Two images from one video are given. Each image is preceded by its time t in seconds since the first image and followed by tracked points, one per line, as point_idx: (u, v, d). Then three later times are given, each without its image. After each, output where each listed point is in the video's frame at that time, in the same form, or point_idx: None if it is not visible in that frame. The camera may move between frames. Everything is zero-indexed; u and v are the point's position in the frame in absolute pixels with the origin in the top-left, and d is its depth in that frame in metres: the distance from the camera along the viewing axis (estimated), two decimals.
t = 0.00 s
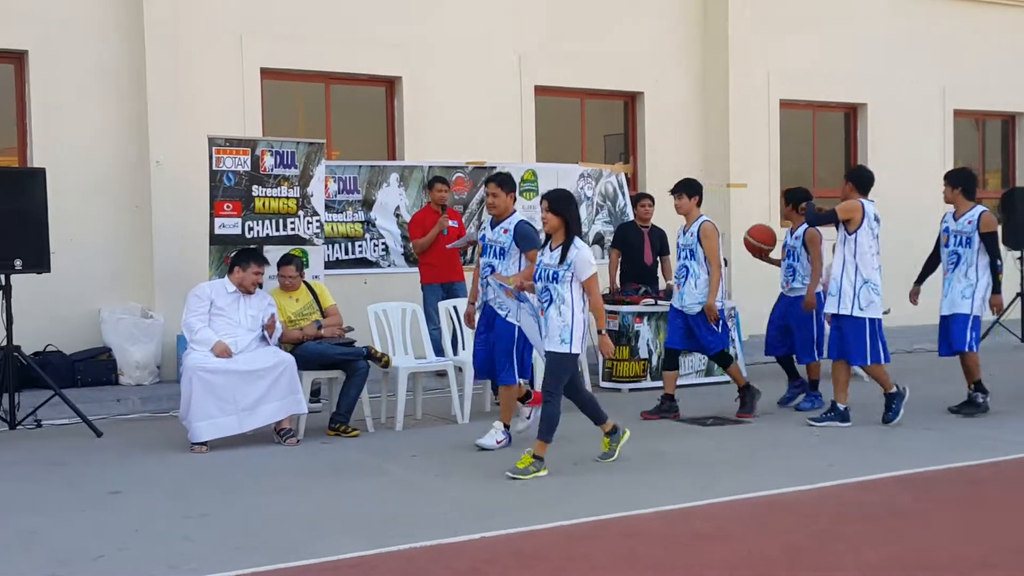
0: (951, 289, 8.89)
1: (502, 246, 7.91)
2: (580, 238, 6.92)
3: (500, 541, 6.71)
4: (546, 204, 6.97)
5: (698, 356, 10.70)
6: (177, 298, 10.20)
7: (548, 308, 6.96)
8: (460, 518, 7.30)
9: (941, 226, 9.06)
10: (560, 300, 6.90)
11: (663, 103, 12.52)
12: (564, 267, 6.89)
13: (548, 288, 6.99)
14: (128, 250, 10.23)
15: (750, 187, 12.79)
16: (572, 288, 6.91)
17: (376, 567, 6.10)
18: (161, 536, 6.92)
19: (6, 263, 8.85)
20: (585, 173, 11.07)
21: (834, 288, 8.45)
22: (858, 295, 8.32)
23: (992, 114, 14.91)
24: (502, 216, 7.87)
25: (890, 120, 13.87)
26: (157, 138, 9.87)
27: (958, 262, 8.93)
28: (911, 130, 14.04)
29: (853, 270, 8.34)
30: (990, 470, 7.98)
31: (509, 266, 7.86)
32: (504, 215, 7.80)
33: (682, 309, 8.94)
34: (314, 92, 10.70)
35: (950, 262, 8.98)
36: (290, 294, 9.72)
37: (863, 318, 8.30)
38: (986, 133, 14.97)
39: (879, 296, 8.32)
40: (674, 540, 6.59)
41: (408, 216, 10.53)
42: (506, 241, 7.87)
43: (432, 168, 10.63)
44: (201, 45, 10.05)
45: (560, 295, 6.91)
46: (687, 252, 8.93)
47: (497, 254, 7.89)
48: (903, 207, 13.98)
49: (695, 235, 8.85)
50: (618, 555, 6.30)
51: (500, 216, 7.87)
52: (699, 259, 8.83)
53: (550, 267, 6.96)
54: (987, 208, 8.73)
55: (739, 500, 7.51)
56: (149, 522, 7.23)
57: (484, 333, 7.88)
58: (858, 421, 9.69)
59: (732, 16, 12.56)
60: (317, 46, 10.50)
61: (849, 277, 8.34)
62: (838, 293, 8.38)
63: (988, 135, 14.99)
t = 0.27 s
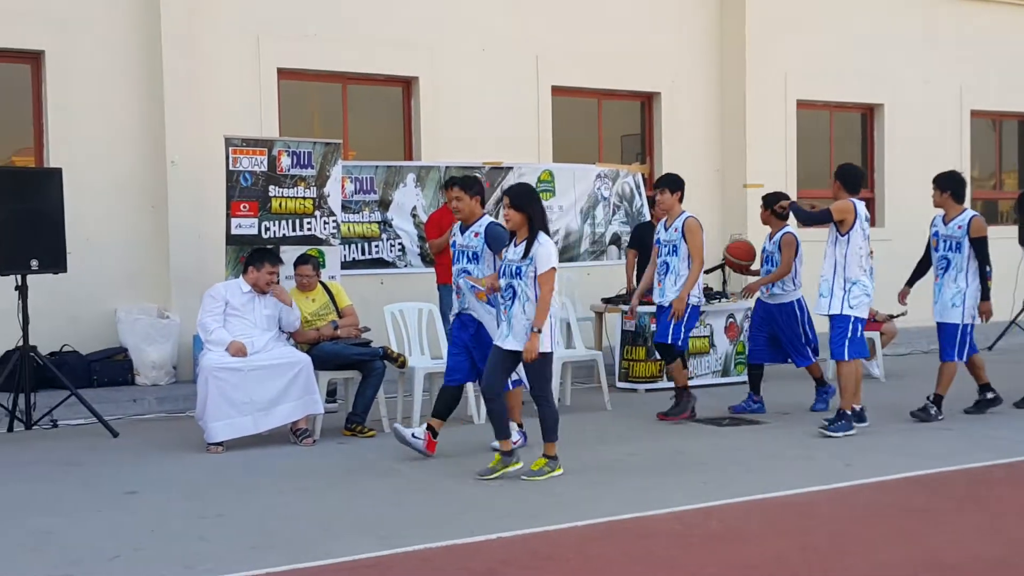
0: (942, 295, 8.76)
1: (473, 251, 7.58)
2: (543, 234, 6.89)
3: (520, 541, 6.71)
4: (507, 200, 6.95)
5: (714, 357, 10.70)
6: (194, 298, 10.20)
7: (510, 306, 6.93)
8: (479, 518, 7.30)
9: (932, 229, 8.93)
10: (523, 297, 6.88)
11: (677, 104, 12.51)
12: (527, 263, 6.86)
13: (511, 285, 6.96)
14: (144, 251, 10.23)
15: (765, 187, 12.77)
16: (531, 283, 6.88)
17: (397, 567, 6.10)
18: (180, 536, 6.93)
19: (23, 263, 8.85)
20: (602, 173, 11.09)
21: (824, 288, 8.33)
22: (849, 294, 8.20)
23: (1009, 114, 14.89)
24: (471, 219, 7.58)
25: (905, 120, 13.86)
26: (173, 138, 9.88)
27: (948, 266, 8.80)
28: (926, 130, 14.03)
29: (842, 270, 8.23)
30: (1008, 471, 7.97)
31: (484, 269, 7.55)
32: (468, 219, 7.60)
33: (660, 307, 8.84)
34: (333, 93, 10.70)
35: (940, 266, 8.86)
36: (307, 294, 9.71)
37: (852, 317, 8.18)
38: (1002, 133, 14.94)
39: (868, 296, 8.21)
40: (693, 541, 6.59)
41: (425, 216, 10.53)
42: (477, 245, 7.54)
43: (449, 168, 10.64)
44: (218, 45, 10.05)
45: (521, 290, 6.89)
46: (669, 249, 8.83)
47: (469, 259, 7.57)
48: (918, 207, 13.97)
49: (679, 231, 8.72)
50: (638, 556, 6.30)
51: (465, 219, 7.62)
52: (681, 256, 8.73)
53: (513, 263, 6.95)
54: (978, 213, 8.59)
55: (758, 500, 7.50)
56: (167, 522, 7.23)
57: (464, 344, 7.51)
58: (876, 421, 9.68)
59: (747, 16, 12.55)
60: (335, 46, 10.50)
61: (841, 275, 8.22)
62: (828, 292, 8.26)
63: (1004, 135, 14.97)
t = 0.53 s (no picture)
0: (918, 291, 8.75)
1: (427, 248, 7.50)
2: (490, 236, 6.66)
3: (527, 541, 6.72)
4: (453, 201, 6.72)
5: (723, 357, 10.68)
6: (203, 298, 10.22)
7: (458, 309, 6.74)
8: (486, 518, 7.30)
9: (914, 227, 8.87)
10: (472, 300, 6.68)
11: (686, 104, 12.50)
12: (474, 264, 6.65)
13: (457, 289, 6.75)
14: (152, 251, 10.25)
15: (774, 188, 12.75)
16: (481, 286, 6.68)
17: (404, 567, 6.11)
18: (188, 535, 6.94)
19: (33, 264, 8.86)
20: (610, 174, 11.08)
21: (812, 291, 8.07)
22: (833, 297, 7.91)
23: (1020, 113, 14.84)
24: (425, 217, 7.44)
25: (915, 119, 13.83)
26: (182, 138, 9.90)
27: (927, 264, 8.75)
28: (936, 129, 14.00)
29: (828, 273, 7.95)
30: (1019, 471, 7.96)
31: (437, 269, 7.46)
32: (422, 218, 7.40)
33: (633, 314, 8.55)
34: (341, 92, 10.72)
35: (921, 264, 8.81)
36: (314, 294, 9.72)
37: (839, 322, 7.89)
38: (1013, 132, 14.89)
39: (856, 299, 7.92)
40: (700, 541, 6.59)
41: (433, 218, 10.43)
42: (431, 243, 7.45)
43: (458, 169, 10.61)
44: (227, 46, 10.07)
45: (471, 294, 6.69)
46: (642, 255, 8.52)
47: (424, 257, 7.46)
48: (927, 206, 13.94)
49: (653, 241, 8.43)
50: (645, 556, 6.30)
51: (419, 219, 7.43)
52: (654, 265, 8.45)
53: (461, 265, 6.74)
54: (956, 209, 8.52)
55: (767, 500, 7.49)
56: (176, 522, 7.25)
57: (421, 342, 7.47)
58: (886, 421, 9.66)
59: (756, 16, 12.54)
60: (344, 47, 10.51)
61: (824, 278, 7.95)
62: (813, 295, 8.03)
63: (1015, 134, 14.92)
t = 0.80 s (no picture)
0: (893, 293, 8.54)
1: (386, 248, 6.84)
2: (443, 234, 6.20)
3: (532, 541, 6.72)
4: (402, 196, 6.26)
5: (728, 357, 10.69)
6: (208, 297, 10.24)
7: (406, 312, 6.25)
8: (491, 517, 7.30)
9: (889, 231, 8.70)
10: (421, 301, 6.18)
11: (691, 103, 12.49)
12: (425, 264, 6.18)
13: (406, 289, 6.26)
14: (157, 250, 10.26)
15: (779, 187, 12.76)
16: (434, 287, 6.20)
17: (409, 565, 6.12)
18: (193, 534, 6.95)
19: (38, 263, 8.87)
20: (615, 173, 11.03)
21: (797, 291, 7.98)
22: (818, 297, 7.83)
23: None
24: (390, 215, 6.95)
25: (920, 119, 13.82)
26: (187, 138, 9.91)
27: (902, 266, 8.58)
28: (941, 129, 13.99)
29: (812, 272, 7.87)
30: None
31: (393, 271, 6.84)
32: (387, 217, 6.98)
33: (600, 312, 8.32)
34: (347, 92, 10.73)
35: (896, 267, 8.64)
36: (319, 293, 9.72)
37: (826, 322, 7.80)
38: (1018, 132, 14.88)
39: (842, 297, 7.82)
40: (705, 541, 6.59)
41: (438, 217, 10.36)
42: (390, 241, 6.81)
43: (464, 168, 10.61)
44: (233, 45, 10.07)
45: (422, 295, 6.18)
46: (612, 251, 8.46)
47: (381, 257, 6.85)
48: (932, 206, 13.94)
49: (622, 234, 8.35)
50: (650, 556, 6.30)
51: (383, 216, 6.99)
52: (624, 260, 8.33)
53: (410, 265, 6.24)
54: (928, 209, 8.33)
55: (772, 500, 7.49)
56: (181, 521, 7.27)
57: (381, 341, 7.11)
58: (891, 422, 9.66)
59: (762, 16, 12.53)
60: (350, 47, 10.52)
61: (808, 277, 7.87)
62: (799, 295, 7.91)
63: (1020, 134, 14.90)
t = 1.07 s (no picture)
0: (862, 292, 8.22)
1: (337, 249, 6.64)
2: (382, 233, 5.96)
3: (534, 539, 6.71)
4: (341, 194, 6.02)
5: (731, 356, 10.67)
6: (211, 296, 10.27)
7: (347, 314, 6.01)
8: (493, 515, 7.30)
9: (856, 225, 8.34)
10: (362, 303, 5.96)
11: (695, 102, 12.49)
12: (363, 264, 5.94)
13: (346, 291, 6.02)
14: (160, 250, 10.29)
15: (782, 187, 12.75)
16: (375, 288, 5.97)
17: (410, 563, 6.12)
18: (195, 533, 6.96)
19: (43, 263, 8.91)
20: (617, 172, 11.02)
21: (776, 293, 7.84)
22: (799, 299, 7.71)
23: None
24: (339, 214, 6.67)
25: (924, 117, 13.78)
26: (191, 138, 9.94)
27: (873, 264, 8.24)
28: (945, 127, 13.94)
29: (793, 274, 7.74)
30: None
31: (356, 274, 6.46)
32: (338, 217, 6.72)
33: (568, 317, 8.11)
34: (349, 91, 10.76)
35: (864, 264, 8.29)
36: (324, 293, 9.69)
37: (808, 325, 7.69)
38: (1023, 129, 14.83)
39: (822, 299, 7.72)
40: (708, 540, 6.57)
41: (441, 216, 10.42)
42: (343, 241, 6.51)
43: (465, 168, 10.63)
44: (236, 45, 10.11)
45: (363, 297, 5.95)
46: (576, 254, 8.14)
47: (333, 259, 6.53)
48: (937, 205, 13.91)
49: (586, 237, 8.02)
50: (652, 555, 6.28)
51: (333, 216, 6.74)
52: (590, 263, 8.03)
53: (348, 266, 6.00)
54: (906, 206, 8.02)
55: (774, 499, 7.47)
56: (184, 520, 7.28)
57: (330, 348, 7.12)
58: (895, 420, 9.64)
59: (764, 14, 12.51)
60: (352, 46, 10.55)
61: (788, 279, 7.73)
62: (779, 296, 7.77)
63: None
